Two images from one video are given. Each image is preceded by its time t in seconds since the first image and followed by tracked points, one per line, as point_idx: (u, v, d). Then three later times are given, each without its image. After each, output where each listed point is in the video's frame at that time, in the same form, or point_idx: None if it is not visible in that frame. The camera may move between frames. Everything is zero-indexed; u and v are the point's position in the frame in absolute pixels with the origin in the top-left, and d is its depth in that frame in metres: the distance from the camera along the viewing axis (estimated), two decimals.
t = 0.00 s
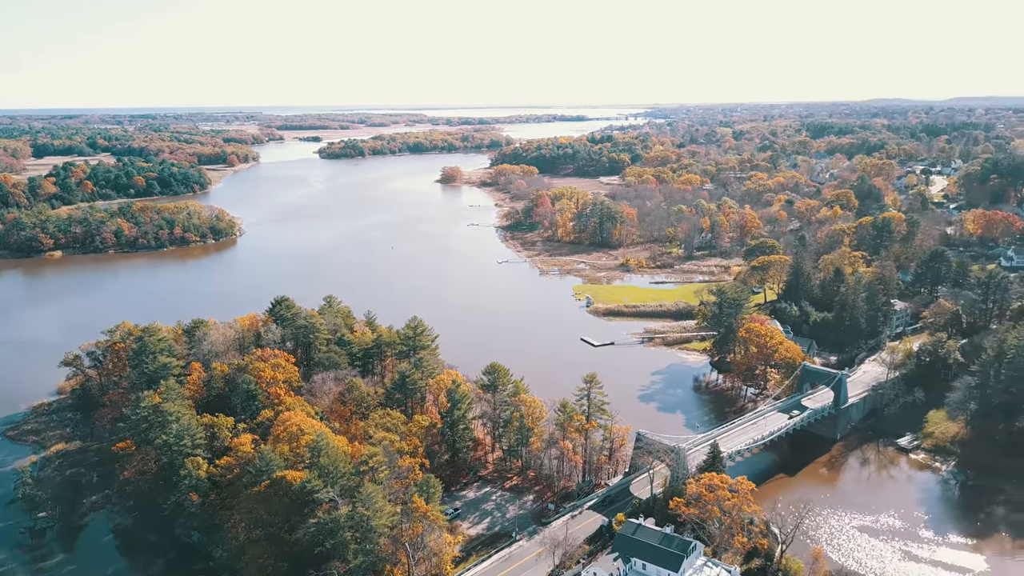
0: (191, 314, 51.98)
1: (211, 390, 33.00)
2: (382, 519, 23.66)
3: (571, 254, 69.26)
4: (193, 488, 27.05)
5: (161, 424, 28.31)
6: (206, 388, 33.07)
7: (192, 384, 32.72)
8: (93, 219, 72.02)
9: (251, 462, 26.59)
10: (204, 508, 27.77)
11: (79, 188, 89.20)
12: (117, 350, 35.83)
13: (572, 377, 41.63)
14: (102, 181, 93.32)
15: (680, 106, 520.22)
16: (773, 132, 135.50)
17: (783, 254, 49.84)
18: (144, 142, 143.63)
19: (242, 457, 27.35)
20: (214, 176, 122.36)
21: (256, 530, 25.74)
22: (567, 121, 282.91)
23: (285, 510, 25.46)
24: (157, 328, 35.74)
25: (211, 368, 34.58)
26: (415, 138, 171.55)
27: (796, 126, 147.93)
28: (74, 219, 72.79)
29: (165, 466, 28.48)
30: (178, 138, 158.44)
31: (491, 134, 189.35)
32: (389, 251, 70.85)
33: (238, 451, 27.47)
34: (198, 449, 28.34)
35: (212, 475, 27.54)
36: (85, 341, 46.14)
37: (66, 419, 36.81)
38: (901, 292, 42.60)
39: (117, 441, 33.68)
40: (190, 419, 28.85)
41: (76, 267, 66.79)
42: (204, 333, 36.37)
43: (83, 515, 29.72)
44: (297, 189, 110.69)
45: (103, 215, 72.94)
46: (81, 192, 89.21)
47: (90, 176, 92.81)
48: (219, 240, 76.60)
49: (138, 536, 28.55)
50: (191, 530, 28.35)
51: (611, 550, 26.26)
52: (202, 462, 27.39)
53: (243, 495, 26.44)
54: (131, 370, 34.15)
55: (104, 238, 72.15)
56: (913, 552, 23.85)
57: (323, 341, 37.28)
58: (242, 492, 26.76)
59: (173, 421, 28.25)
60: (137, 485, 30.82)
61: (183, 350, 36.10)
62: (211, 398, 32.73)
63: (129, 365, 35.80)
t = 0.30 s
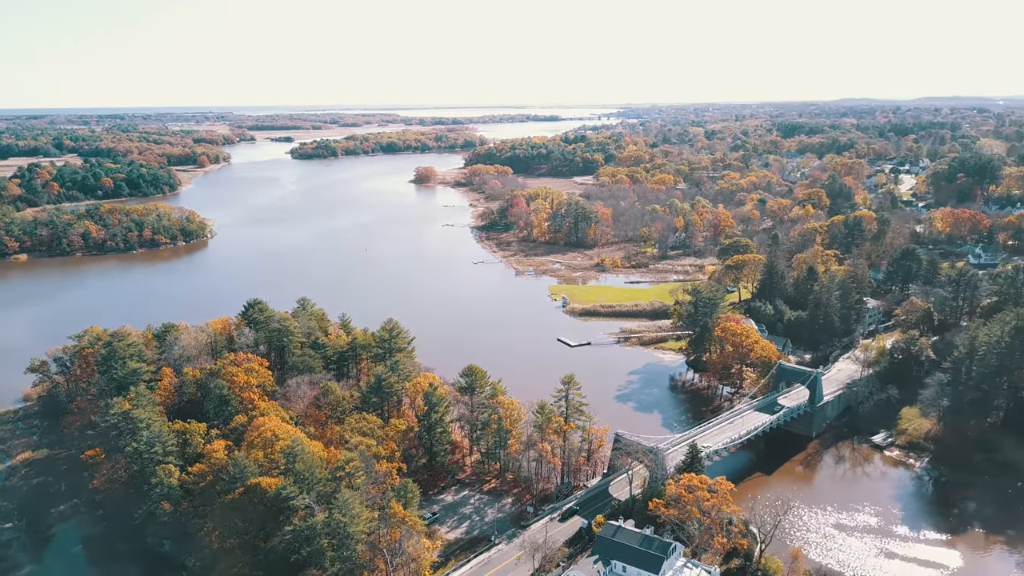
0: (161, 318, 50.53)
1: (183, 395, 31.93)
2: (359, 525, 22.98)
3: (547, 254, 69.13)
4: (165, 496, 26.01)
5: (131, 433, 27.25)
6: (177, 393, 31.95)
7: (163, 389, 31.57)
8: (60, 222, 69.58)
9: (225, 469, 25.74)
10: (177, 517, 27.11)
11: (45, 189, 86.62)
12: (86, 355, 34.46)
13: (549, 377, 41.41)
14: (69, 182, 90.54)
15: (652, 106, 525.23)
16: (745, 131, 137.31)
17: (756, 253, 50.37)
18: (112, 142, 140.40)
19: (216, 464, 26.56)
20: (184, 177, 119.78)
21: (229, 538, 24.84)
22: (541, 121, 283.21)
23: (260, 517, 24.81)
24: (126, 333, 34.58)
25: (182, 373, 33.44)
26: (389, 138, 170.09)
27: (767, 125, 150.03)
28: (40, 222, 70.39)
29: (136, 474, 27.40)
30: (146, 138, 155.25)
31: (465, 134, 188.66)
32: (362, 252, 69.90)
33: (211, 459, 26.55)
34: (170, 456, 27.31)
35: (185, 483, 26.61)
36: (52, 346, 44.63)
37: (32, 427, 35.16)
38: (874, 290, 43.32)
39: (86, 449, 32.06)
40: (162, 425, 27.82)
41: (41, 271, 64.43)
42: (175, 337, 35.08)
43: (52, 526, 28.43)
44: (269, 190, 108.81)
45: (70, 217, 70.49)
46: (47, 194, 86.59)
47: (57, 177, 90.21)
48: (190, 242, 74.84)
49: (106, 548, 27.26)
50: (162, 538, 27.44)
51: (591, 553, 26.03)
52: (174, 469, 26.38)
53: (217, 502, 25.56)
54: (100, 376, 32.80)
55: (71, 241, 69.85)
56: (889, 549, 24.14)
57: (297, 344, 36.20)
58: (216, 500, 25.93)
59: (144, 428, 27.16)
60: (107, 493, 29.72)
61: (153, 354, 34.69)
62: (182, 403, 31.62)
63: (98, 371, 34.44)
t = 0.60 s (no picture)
0: (129, 322, 49.01)
1: (153, 401, 30.84)
2: (336, 532, 22.34)
3: (522, 255, 68.92)
4: (135, 505, 24.74)
5: (98, 441, 26.06)
6: (147, 400, 30.87)
7: (132, 395, 30.43)
8: (24, 225, 66.92)
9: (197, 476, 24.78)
10: (147, 528, 25.21)
11: (9, 191, 84.23)
12: (52, 362, 32.33)
13: (526, 379, 41.16)
14: (34, 183, 88.20)
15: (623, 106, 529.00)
16: (716, 130, 139.15)
17: (729, 252, 50.82)
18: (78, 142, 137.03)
19: (188, 471, 25.60)
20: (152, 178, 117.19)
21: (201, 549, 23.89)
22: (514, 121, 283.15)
23: (230, 526, 23.82)
24: (92, 337, 32.46)
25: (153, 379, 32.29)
26: (361, 138, 168.38)
27: (737, 125, 152.46)
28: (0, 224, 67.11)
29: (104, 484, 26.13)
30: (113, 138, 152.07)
31: (439, 134, 187.71)
32: (334, 254, 68.88)
33: (183, 466, 25.51)
34: (141, 464, 26.10)
35: (155, 491, 25.43)
36: (16, 352, 43.04)
37: None
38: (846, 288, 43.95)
39: (52, 458, 28.08)
40: (132, 433, 26.64)
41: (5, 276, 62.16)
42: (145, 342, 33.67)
43: (18, 537, 27.56)
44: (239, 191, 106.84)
45: (34, 220, 67.96)
46: (11, 196, 84.20)
47: (21, 179, 87.82)
48: (159, 244, 73.06)
49: (76, 557, 26.39)
50: (133, 549, 25.96)
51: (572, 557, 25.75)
52: (145, 477, 25.20)
53: (188, 511, 24.49)
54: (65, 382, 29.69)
55: (36, 244, 67.44)
56: (865, 546, 24.39)
57: (270, 347, 35.37)
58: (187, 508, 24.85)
59: (113, 436, 26.00)
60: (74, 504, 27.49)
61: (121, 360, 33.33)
62: (153, 409, 30.54)
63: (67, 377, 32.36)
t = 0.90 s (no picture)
0: (96, 327, 47.39)
1: (122, 408, 29.78)
2: (311, 541, 21.73)
3: (496, 255, 68.64)
4: (104, 515, 23.21)
5: (64, 449, 24.50)
6: (116, 406, 29.89)
7: (100, 402, 29.29)
8: None
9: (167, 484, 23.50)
10: (118, 538, 23.50)
11: None
12: (13, 369, 31.04)
13: (502, 380, 40.70)
14: None
15: (596, 107, 532.78)
16: (687, 130, 140.57)
17: (702, 251, 51.27)
18: (41, 142, 133.08)
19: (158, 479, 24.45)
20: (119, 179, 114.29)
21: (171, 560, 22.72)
22: (488, 121, 282.76)
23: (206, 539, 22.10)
24: (58, 343, 31.32)
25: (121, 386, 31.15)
26: (333, 138, 166.37)
27: (708, 125, 154.28)
28: None
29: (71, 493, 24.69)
30: (78, 138, 148.50)
31: (412, 134, 186.41)
32: (305, 255, 67.72)
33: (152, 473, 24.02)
34: (109, 472, 24.28)
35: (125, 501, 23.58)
36: None
37: None
38: (818, 286, 44.64)
39: (15, 467, 24.96)
40: (99, 441, 25.32)
41: None
42: (112, 347, 32.71)
43: None
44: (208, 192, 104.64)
45: None
46: None
47: None
48: (127, 247, 71.06)
49: (44, 568, 24.57)
50: (103, 559, 23.93)
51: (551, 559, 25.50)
52: (113, 486, 23.48)
53: (157, 521, 23.02)
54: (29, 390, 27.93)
55: None
56: (841, 544, 24.64)
57: (242, 351, 34.54)
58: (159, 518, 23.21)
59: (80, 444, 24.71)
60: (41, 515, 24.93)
61: (89, 365, 32.24)
62: (122, 417, 29.60)
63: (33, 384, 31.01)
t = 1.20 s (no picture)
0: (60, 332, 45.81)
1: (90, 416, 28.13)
2: (287, 548, 20.84)
3: (472, 255, 68.30)
4: (72, 526, 22.00)
5: (31, 458, 23.05)
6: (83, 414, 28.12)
7: (67, 409, 27.38)
8: None
9: (138, 490, 22.34)
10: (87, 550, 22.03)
11: None
12: None
13: (479, 381, 40.38)
14: None
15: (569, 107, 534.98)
16: (660, 129, 141.61)
17: (677, 251, 51.64)
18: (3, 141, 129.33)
19: (130, 488, 22.49)
20: (86, 180, 111.26)
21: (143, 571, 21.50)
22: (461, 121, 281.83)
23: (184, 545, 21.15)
24: (24, 348, 30.06)
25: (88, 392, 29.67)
26: (305, 138, 164.14)
27: (680, 124, 155.61)
28: None
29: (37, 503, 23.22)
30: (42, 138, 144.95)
31: (385, 134, 184.85)
32: (276, 256, 66.49)
33: (122, 481, 22.82)
34: (78, 482, 23.07)
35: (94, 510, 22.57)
36: None
37: None
38: (791, 285, 45.22)
39: None
40: (68, 449, 23.80)
41: None
42: (80, 353, 31.63)
43: None
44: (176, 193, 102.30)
45: None
46: None
47: None
48: (96, 250, 69.11)
49: None
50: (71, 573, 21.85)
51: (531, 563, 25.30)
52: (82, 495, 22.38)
53: (129, 530, 22.09)
54: None
55: None
56: (819, 541, 24.91)
57: (214, 355, 33.71)
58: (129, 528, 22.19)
59: (47, 453, 23.20)
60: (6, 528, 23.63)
61: (56, 372, 30.95)
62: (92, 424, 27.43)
63: None
